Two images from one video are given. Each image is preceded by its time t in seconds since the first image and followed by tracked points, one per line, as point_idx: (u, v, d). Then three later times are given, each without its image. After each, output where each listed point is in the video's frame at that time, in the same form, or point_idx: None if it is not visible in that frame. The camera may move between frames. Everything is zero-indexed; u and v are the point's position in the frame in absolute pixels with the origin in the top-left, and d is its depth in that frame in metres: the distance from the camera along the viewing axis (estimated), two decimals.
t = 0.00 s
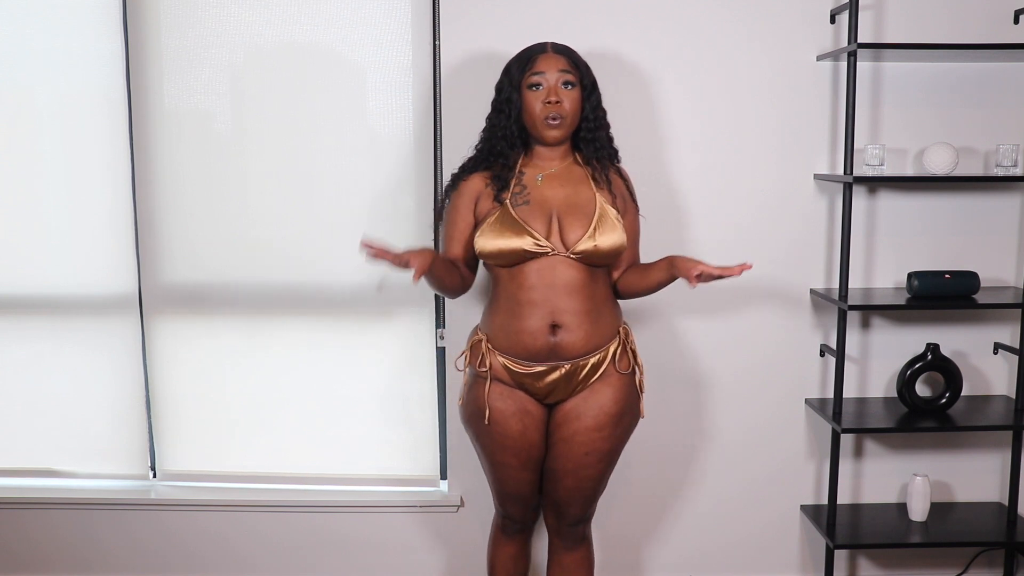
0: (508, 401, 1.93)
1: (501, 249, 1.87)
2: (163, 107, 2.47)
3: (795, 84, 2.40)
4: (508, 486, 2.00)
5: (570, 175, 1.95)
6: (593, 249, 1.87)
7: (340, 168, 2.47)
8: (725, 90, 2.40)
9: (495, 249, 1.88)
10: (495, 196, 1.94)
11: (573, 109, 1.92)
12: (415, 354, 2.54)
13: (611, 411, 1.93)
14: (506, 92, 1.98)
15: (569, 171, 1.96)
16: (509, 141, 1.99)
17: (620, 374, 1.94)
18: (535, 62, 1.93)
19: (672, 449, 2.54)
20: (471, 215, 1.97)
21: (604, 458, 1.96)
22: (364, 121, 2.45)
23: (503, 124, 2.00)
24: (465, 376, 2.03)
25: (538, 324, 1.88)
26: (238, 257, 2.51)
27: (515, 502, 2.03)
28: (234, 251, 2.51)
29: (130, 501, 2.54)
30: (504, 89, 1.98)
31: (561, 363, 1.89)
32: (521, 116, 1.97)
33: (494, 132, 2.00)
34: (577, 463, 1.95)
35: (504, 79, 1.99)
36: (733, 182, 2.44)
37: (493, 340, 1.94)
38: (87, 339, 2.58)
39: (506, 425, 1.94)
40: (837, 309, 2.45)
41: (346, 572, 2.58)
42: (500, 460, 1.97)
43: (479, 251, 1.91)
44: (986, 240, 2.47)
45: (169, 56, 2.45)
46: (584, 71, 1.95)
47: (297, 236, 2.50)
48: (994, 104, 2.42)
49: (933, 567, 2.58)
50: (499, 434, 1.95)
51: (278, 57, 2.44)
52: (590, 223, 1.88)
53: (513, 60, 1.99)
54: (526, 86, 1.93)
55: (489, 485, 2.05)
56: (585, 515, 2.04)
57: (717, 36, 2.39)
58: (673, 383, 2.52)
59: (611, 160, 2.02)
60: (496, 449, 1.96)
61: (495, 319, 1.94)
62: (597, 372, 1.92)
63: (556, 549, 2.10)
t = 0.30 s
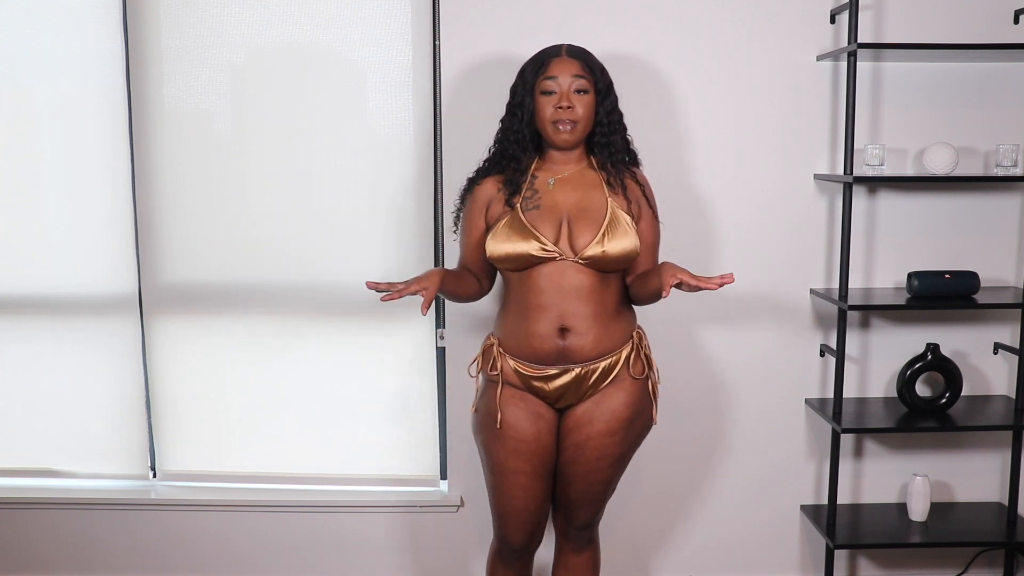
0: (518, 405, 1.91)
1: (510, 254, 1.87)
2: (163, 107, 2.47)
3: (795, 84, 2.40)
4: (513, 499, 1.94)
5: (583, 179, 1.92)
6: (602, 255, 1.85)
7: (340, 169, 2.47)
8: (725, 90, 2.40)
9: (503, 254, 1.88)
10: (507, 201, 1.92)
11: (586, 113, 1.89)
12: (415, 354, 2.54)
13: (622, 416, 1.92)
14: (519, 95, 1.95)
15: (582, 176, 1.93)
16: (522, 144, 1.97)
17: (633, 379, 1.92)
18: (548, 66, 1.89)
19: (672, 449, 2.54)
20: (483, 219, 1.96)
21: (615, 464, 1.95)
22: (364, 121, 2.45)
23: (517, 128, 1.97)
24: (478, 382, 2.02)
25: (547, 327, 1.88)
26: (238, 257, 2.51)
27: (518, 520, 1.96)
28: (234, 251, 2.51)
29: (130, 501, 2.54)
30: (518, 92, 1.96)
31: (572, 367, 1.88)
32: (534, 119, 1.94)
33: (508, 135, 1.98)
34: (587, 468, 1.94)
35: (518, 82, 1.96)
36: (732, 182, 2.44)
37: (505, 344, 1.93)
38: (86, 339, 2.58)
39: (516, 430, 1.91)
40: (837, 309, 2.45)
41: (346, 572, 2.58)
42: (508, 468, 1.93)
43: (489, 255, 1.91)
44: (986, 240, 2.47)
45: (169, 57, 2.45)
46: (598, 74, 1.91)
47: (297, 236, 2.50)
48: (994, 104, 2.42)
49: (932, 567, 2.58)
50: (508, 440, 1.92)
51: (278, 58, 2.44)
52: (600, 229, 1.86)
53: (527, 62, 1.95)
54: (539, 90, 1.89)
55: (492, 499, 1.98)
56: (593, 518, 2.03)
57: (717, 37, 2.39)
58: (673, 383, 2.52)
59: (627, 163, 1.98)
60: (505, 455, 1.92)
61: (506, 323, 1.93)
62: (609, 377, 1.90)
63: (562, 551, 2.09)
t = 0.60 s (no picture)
0: (519, 402, 1.92)
1: (511, 255, 1.87)
2: (163, 107, 2.47)
3: (795, 84, 2.40)
4: (513, 497, 1.93)
5: (588, 179, 1.92)
6: (605, 255, 1.85)
7: (340, 169, 2.47)
8: (725, 90, 2.40)
9: (505, 255, 1.88)
10: (513, 202, 1.92)
11: (591, 114, 1.89)
12: (415, 354, 2.54)
13: (623, 417, 1.92)
14: (524, 95, 1.95)
15: (588, 176, 1.92)
16: (527, 144, 1.96)
17: (635, 380, 1.92)
18: (553, 65, 1.89)
19: (672, 448, 2.54)
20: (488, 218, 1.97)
21: (616, 465, 1.95)
22: (364, 121, 2.45)
23: (522, 128, 1.97)
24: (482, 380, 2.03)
25: (549, 327, 1.88)
26: (238, 257, 2.52)
27: (517, 520, 1.94)
28: (234, 251, 2.51)
29: (130, 501, 2.54)
30: (523, 91, 1.95)
31: (573, 365, 1.88)
32: (540, 119, 1.94)
33: (513, 135, 1.98)
34: (588, 468, 1.94)
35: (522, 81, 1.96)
36: (733, 182, 2.44)
37: (508, 341, 1.94)
38: (86, 339, 2.58)
39: (517, 426, 1.91)
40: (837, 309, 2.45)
41: (345, 572, 2.58)
42: (509, 464, 1.92)
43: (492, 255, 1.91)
44: (986, 240, 2.47)
45: (169, 57, 2.45)
46: (603, 73, 1.91)
47: (297, 236, 2.50)
48: (994, 104, 2.42)
49: (932, 567, 2.58)
50: (509, 436, 1.91)
51: (278, 58, 2.44)
52: (605, 230, 1.86)
53: (532, 61, 1.95)
54: (545, 91, 1.89)
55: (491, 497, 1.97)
56: (593, 519, 2.03)
57: (717, 37, 2.39)
58: (673, 383, 2.52)
59: (632, 163, 1.98)
60: (505, 451, 1.92)
61: (511, 321, 1.94)
62: (610, 377, 1.90)
63: (564, 552, 2.09)
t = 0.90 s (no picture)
0: (518, 401, 1.92)
1: (512, 252, 1.88)
2: (163, 107, 2.47)
3: (795, 84, 2.40)
4: (513, 495, 1.93)
5: (589, 176, 1.91)
6: (607, 251, 1.85)
7: (340, 169, 2.47)
8: (725, 90, 2.40)
9: (505, 252, 1.89)
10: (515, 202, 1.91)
11: (592, 111, 1.89)
12: (415, 354, 2.54)
13: (622, 417, 1.92)
14: (523, 95, 1.94)
15: (591, 174, 1.91)
16: (526, 142, 1.95)
17: (634, 381, 1.92)
18: (553, 64, 1.88)
19: (671, 448, 2.54)
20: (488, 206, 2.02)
21: (614, 464, 1.95)
22: (364, 121, 2.45)
23: (522, 128, 1.96)
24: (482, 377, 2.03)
25: (549, 329, 1.88)
26: (238, 257, 2.52)
27: (517, 517, 1.94)
28: (234, 251, 2.51)
29: (130, 501, 2.55)
30: (522, 91, 1.94)
31: (573, 367, 1.88)
32: (539, 119, 1.93)
33: (512, 134, 1.97)
34: (587, 467, 1.95)
35: (520, 81, 1.95)
36: (733, 182, 2.44)
37: (508, 340, 1.94)
38: (86, 339, 2.58)
39: (516, 425, 1.91)
40: (837, 309, 2.45)
41: (345, 572, 2.58)
42: (508, 463, 1.92)
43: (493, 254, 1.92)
44: (986, 240, 2.47)
45: (169, 57, 2.45)
46: (603, 71, 1.91)
47: (297, 236, 2.50)
48: (994, 104, 2.42)
49: (932, 568, 2.58)
50: (509, 435, 1.92)
51: (278, 57, 2.44)
52: (607, 225, 1.86)
53: (531, 59, 1.94)
54: (545, 88, 1.89)
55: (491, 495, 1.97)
56: (592, 517, 2.04)
57: (717, 37, 2.39)
58: (673, 383, 2.52)
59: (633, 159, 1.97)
60: (505, 450, 1.92)
61: (511, 319, 1.94)
62: (610, 377, 1.90)
63: (563, 548, 2.10)
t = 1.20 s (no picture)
0: (522, 400, 1.92)
1: (514, 254, 1.87)
2: (163, 107, 2.47)
3: (795, 84, 2.40)
4: (517, 494, 1.93)
5: (591, 177, 1.91)
6: (609, 253, 1.85)
7: (340, 169, 2.47)
8: (725, 90, 2.40)
9: (506, 253, 1.89)
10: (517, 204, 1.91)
11: (595, 112, 1.88)
12: (415, 354, 2.54)
13: (625, 415, 1.92)
14: (525, 96, 1.93)
15: (593, 176, 1.92)
16: (528, 142, 1.95)
17: (637, 380, 1.92)
18: (555, 65, 1.88)
19: (672, 448, 2.54)
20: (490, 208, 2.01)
21: (617, 463, 1.96)
22: (364, 121, 2.45)
23: (524, 129, 1.96)
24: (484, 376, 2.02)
25: (551, 332, 1.88)
26: (238, 257, 2.52)
27: (522, 516, 1.94)
28: (234, 251, 2.51)
29: (130, 501, 2.55)
30: (523, 92, 1.94)
31: (576, 367, 1.88)
32: (542, 120, 1.93)
33: (514, 134, 1.97)
34: (590, 466, 1.95)
35: (522, 81, 1.94)
36: (733, 182, 2.44)
37: (510, 340, 1.94)
38: (86, 339, 2.58)
39: (520, 424, 1.91)
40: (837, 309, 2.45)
41: (345, 572, 2.59)
42: (512, 462, 1.92)
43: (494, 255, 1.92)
44: (986, 240, 2.47)
45: (170, 57, 2.45)
46: (605, 72, 1.90)
47: (297, 236, 2.50)
48: (994, 104, 2.42)
49: (932, 567, 2.58)
50: (512, 434, 1.92)
51: (278, 58, 2.44)
52: (610, 227, 1.86)
53: (532, 59, 1.93)
54: (547, 89, 1.88)
55: (495, 494, 1.97)
56: (595, 516, 2.04)
57: (717, 37, 2.39)
58: (673, 383, 2.52)
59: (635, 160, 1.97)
60: (508, 449, 1.92)
61: (513, 320, 1.94)
62: (613, 376, 1.90)
63: (565, 546, 2.10)
